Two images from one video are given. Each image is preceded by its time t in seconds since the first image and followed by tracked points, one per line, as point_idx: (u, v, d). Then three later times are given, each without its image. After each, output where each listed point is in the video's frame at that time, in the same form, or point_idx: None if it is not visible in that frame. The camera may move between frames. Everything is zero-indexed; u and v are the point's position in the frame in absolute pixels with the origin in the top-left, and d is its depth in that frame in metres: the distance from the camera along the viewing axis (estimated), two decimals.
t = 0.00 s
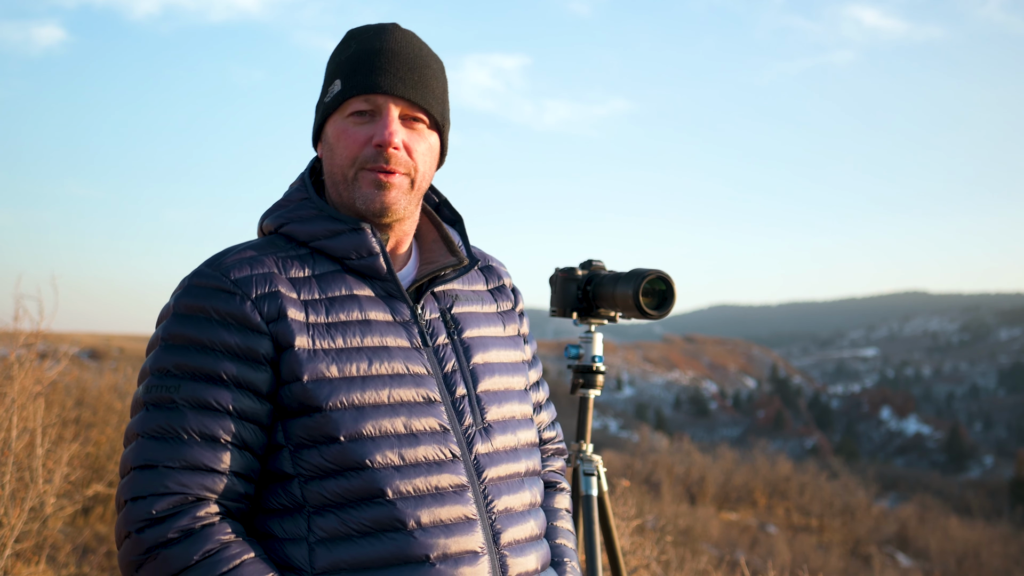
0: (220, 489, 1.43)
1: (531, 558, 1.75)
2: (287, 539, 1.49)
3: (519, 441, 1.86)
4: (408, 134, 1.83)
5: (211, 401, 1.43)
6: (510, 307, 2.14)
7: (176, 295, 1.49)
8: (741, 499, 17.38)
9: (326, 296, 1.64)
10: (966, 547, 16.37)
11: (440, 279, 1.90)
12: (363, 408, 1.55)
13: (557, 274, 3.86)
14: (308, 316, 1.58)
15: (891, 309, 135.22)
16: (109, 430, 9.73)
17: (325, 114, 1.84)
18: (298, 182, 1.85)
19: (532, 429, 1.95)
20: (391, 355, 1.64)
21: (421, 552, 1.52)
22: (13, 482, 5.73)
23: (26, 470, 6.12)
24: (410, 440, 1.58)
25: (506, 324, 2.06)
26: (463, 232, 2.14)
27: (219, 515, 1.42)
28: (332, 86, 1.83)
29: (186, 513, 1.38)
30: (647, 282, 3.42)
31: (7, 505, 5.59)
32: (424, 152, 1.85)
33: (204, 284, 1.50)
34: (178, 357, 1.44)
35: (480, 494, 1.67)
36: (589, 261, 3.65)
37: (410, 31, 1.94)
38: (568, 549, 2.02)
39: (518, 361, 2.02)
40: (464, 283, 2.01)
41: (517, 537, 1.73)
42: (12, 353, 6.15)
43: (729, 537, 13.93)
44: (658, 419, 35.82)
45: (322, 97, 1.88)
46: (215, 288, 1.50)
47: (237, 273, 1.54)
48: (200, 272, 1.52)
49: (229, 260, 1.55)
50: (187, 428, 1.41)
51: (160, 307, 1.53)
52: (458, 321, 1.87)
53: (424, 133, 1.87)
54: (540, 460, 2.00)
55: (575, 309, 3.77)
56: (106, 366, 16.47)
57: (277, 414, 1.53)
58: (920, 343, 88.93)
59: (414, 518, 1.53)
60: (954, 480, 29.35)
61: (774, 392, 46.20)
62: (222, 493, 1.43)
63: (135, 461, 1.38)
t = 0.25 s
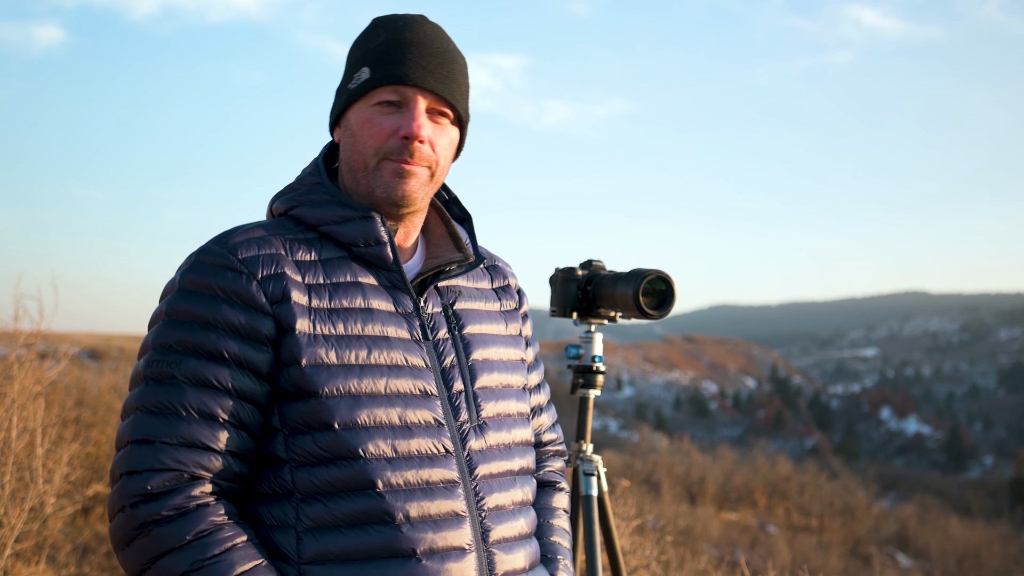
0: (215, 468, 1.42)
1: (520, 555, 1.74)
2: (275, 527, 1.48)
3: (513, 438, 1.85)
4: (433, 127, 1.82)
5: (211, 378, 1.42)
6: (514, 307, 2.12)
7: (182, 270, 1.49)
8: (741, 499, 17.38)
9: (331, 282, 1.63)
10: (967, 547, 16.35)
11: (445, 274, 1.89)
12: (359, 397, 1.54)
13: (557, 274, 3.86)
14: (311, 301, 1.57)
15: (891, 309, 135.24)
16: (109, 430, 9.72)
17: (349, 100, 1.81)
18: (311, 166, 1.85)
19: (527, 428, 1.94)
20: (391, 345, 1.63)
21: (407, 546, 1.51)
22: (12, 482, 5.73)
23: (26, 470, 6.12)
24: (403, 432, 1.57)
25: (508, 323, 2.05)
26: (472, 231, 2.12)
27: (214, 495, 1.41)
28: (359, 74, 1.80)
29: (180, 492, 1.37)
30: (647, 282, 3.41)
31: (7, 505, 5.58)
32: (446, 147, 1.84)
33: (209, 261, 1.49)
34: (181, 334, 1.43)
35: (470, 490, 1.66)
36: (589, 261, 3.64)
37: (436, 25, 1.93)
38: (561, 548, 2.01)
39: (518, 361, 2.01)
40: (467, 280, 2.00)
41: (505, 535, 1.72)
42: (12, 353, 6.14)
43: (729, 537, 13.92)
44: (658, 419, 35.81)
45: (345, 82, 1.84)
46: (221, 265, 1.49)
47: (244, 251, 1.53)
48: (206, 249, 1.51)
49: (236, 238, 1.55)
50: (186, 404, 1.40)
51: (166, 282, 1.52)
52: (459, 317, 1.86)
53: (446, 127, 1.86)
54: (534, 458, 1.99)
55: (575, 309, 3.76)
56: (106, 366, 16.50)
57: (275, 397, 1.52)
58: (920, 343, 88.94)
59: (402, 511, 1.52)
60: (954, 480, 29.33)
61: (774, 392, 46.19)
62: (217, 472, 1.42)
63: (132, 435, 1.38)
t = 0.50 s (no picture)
0: (216, 460, 1.42)
1: (512, 558, 1.75)
2: (272, 523, 1.48)
3: (509, 442, 1.86)
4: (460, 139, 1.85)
5: (217, 370, 1.42)
6: (512, 312, 2.13)
7: (193, 260, 1.49)
8: (741, 499, 17.40)
9: (337, 279, 1.63)
10: (967, 547, 16.36)
11: (449, 277, 1.90)
12: (362, 395, 1.55)
13: (557, 274, 3.86)
14: (318, 296, 1.58)
15: (891, 309, 135.25)
16: (109, 430, 9.73)
17: (378, 103, 1.78)
18: (322, 161, 1.84)
19: (522, 432, 1.94)
20: (394, 345, 1.64)
21: (402, 545, 1.52)
22: (12, 482, 5.73)
23: (26, 470, 6.12)
24: (404, 432, 1.58)
25: (507, 328, 2.06)
26: (474, 235, 2.12)
27: (214, 488, 1.41)
28: (392, 77, 1.77)
29: (181, 484, 1.36)
30: (647, 282, 3.42)
31: (7, 505, 5.59)
32: (468, 157, 1.88)
33: (219, 253, 1.50)
34: (187, 324, 1.43)
35: (467, 493, 1.67)
36: (589, 261, 3.65)
37: (464, 33, 1.93)
38: (547, 550, 2.01)
39: (515, 365, 2.01)
40: (469, 283, 2.00)
41: (498, 537, 1.72)
42: (12, 353, 6.14)
43: (729, 537, 13.93)
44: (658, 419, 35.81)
45: (371, 80, 1.81)
46: (230, 257, 1.50)
47: (254, 244, 1.54)
48: (216, 239, 1.52)
49: (245, 231, 1.55)
50: (191, 395, 1.40)
51: (173, 271, 1.52)
52: (461, 319, 1.87)
53: (470, 137, 1.89)
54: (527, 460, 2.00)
55: (575, 309, 3.77)
56: (106, 366, 16.52)
57: (278, 392, 1.52)
58: (920, 343, 88.96)
59: (400, 511, 1.53)
60: (954, 480, 29.34)
61: (774, 392, 46.20)
62: (218, 465, 1.42)
63: (135, 424, 1.37)
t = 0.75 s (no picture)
0: (220, 465, 1.44)
1: (513, 558, 1.78)
2: (276, 526, 1.51)
3: (510, 442, 1.88)
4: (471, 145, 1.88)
5: (221, 376, 1.45)
6: (510, 311, 2.16)
7: (195, 264, 1.50)
8: (741, 499, 17.43)
9: (339, 282, 1.66)
10: (967, 547, 16.39)
11: (449, 278, 1.93)
12: (365, 399, 1.57)
13: (557, 274, 3.89)
14: (321, 300, 1.60)
15: (891, 309, 135.27)
16: (109, 431, 9.76)
17: (390, 106, 1.80)
18: (322, 162, 1.86)
19: (522, 432, 1.97)
20: (396, 347, 1.66)
21: (407, 548, 1.55)
22: (13, 482, 5.76)
23: (26, 471, 6.15)
24: (408, 436, 1.61)
25: (505, 327, 2.08)
26: (472, 232, 2.14)
27: (218, 494, 1.44)
28: (405, 82, 1.80)
29: (185, 491, 1.39)
30: (647, 282, 3.44)
31: (7, 505, 5.61)
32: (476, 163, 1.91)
33: (221, 258, 1.52)
34: (190, 330, 1.45)
35: (469, 495, 1.70)
36: (589, 261, 3.67)
37: (475, 41, 1.97)
38: (545, 548, 2.04)
39: (515, 365, 2.04)
40: (469, 284, 2.03)
41: (500, 538, 1.75)
42: (13, 353, 6.17)
43: (729, 537, 13.96)
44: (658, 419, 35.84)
45: (383, 83, 1.82)
46: (233, 261, 1.51)
47: (257, 249, 1.56)
48: (218, 243, 1.53)
49: (248, 235, 1.57)
50: (195, 402, 1.42)
51: (175, 274, 1.53)
52: (461, 321, 1.90)
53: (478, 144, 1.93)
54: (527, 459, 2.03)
55: (575, 309, 3.80)
56: (106, 366, 16.50)
57: (281, 395, 1.55)
58: (920, 343, 89.00)
59: (404, 514, 1.56)
60: (954, 480, 29.37)
61: (774, 392, 46.23)
62: (222, 470, 1.45)
63: (139, 431, 1.39)
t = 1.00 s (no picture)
0: (235, 469, 1.45)
1: (522, 556, 1.79)
2: (291, 527, 1.52)
3: (518, 441, 1.90)
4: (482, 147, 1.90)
5: (235, 380, 1.46)
6: (516, 310, 2.17)
7: (206, 269, 1.51)
8: (741, 499, 17.44)
9: (349, 285, 1.67)
10: (967, 547, 16.40)
11: (456, 280, 1.94)
12: (377, 401, 1.58)
13: (557, 275, 3.90)
14: (332, 303, 1.61)
15: (891, 309, 135.28)
16: (110, 430, 9.77)
17: (400, 109, 1.81)
18: (328, 165, 1.86)
19: (529, 432, 1.98)
20: (406, 349, 1.67)
21: (420, 548, 1.56)
22: (13, 482, 5.77)
23: (26, 471, 6.15)
24: (419, 436, 1.62)
25: (511, 326, 2.09)
26: (477, 232, 2.15)
27: (233, 497, 1.45)
28: (415, 85, 1.81)
29: (201, 495, 1.40)
30: (647, 282, 3.46)
31: (7, 504, 5.62)
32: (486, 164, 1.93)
33: (233, 263, 1.52)
34: (203, 335, 1.46)
35: (479, 495, 1.71)
36: (589, 261, 3.68)
37: (484, 44, 1.98)
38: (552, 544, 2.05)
39: (521, 365, 2.05)
40: (475, 284, 2.04)
41: (509, 537, 1.77)
42: (13, 353, 6.18)
43: (729, 537, 13.97)
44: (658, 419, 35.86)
45: (393, 86, 1.84)
46: (244, 267, 1.52)
47: (267, 254, 1.56)
48: (228, 249, 1.54)
49: (258, 239, 1.58)
50: (209, 406, 1.43)
51: (185, 279, 1.54)
52: (469, 322, 1.90)
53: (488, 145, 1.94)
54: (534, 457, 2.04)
55: (575, 309, 3.81)
56: (106, 366, 16.50)
57: (293, 399, 1.56)
58: (920, 343, 89.01)
59: (416, 515, 1.57)
60: (954, 480, 29.39)
61: (774, 392, 46.24)
62: (237, 474, 1.46)
63: (154, 436, 1.40)
